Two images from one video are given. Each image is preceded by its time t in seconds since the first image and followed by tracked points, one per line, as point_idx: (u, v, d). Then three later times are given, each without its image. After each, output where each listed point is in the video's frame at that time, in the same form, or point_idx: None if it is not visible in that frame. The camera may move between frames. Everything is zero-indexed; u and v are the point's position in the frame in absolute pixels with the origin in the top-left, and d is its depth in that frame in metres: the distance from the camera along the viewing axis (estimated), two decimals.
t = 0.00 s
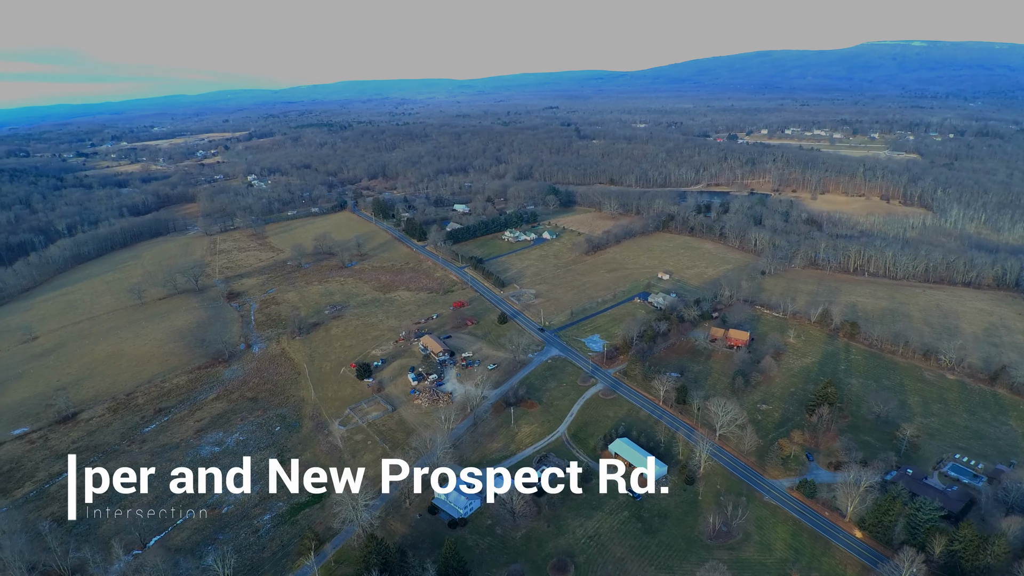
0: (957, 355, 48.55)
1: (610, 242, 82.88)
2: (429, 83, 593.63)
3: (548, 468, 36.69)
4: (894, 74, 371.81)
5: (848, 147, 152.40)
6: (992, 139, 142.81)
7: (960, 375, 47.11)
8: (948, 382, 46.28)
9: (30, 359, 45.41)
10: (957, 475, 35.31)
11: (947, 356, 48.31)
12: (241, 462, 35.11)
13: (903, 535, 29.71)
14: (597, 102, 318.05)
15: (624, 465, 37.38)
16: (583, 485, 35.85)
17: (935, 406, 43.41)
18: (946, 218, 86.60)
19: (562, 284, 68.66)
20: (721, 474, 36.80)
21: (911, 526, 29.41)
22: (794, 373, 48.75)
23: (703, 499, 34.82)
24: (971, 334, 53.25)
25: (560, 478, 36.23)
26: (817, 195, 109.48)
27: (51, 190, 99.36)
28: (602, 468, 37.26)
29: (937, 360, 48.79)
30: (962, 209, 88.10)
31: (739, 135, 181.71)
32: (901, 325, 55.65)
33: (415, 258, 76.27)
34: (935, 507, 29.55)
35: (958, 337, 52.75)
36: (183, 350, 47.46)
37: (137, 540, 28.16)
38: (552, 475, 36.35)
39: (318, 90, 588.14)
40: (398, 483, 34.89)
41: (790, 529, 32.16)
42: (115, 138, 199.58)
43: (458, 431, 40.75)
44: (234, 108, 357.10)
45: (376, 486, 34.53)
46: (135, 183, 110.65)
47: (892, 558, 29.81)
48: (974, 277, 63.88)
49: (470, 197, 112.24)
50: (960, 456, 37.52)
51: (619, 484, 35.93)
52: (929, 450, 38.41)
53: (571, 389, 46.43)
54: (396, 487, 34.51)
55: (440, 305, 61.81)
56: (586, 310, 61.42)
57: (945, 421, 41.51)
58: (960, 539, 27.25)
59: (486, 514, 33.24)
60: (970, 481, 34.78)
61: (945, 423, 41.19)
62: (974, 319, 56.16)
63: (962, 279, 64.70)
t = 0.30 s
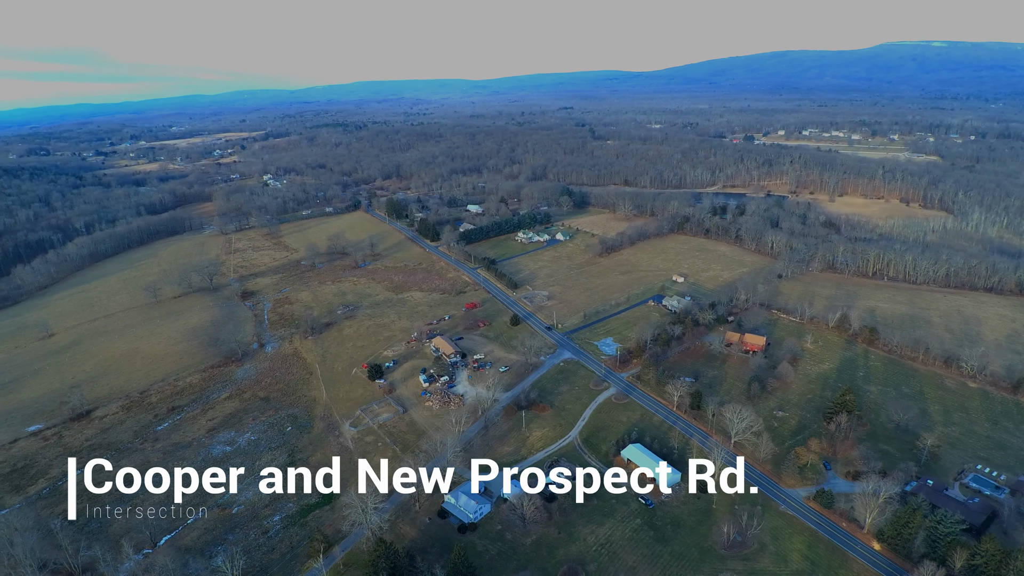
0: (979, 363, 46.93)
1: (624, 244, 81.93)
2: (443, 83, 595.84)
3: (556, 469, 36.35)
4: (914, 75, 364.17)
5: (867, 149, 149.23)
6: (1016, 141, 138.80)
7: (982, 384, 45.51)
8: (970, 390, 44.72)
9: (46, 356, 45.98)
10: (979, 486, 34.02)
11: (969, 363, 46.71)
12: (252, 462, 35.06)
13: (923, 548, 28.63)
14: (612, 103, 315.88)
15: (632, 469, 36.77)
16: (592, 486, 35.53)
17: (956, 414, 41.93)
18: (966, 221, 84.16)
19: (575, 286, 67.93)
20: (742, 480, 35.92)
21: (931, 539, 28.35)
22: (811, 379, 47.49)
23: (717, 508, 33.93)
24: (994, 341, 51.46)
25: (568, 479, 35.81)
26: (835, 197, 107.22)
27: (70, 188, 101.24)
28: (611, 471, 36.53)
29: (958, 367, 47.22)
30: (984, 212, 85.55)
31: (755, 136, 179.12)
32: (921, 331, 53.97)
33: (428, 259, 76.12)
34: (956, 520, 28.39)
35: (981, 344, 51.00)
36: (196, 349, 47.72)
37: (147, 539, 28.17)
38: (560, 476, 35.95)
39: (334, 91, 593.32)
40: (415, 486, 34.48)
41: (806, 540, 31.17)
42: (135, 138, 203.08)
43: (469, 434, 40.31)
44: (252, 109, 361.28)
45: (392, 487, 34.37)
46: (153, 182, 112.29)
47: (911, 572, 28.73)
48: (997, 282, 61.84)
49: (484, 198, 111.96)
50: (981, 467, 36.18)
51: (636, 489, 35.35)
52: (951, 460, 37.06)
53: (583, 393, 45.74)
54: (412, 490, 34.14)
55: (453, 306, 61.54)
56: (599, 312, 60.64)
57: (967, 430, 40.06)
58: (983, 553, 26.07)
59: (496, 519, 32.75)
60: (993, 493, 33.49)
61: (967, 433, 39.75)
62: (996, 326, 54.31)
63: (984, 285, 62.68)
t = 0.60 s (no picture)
0: (1002, 370, 45.34)
1: (638, 246, 80.95)
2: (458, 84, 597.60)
3: (556, 469, 36.49)
4: (935, 75, 356.09)
5: (886, 151, 145.96)
6: None
7: (1006, 393, 43.87)
8: (992, 400, 43.14)
9: (63, 353, 46.57)
10: (1002, 498, 32.68)
11: (992, 371, 45.11)
12: (263, 462, 35.06)
13: (944, 561, 27.66)
14: (627, 103, 313.56)
15: (632, 470, 36.82)
16: (592, 486, 35.36)
17: (978, 424, 40.45)
18: (989, 225, 81.63)
19: (589, 288, 67.22)
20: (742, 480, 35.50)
21: (953, 553, 27.48)
22: (829, 386, 46.21)
23: (732, 517, 33.02)
24: (1018, 349, 49.64)
25: (568, 478, 35.82)
26: (853, 200, 104.84)
27: (89, 186, 102.99)
28: (611, 471, 36.47)
29: (980, 375, 45.62)
30: (1007, 216, 82.93)
31: (772, 137, 176.33)
32: (942, 337, 52.28)
33: (442, 259, 75.99)
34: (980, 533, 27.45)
35: (1005, 352, 49.22)
36: (210, 348, 48.03)
37: (158, 538, 28.22)
38: (560, 476, 36.01)
39: (350, 91, 598.71)
40: (415, 486, 34.46)
41: (823, 551, 30.20)
42: (154, 138, 206.47)
43: (479, 437, 39.87)
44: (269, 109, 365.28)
45: (392, 487, 34.19)
46: (171, 181, 113.84)
47: None
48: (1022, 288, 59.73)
49: (497, 198, 111.61)
50: (1005, 479, 34.79)
51: (636, 489, 35.33)
52: (973, 472, 35.69)
53: (596, 397, 45.06)
54: (414, 491, 34.07)
55: (465, 307, 61.27)
56: (613, 315, 59.85)
57: (989, 440, 38.58)
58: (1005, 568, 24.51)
59: (507, 525, 32.26)
60: (1017, 506, 32.11)
61: (989, 443, 38.33)
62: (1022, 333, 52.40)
63: (1008, 291, 60.58)
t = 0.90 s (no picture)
0: None
1: (656, 248, 79.70)
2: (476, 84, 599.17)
3: (556, 469, 36.36)
4: (960, 76, 346.39)
5: (910, 153, 141.97)
6: None
7: None
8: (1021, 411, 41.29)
9: (83, 348, 47.31)
10: None
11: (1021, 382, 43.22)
12: (277, 461, 35.07)
13: None
14: (646, 104, 310.51)
15: (632, 470, 36.61)
16: (592, 486, 35.14)
17: (1006, 435, 38.72)
18: (1018, 229, 78.58)
19: (605, 290, 66.34)
20: (743, 481, 35.11)
21: (979, 570, 26.00)
22: (852, 394, 44.71)
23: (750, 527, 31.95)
24: None
25: (568, 479, 35.71)
26: (877, 203, 101.96)
27: (112, 184, 105.00)
28: (611, 472, 36.25)
29: (1008, 385, 43.77)
30: None
31: (793, 138, 172.86)
32: (969, 345, 50.31)
33: (458, 260, 75.79)
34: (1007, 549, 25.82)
35: None
36: (227, 345, 48.42)
37: (172, 535, 28.33)
38: (559, 476, 35.91)
39: (370, 91, 604.07)
40: (415, 486, 34.32)
41: (844, 565, 29.06)
42: (177, 136, 210.43)
43: (493, 440, 39.37)
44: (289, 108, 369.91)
45: (392, 487, 33.90)
46: (193, 180, 115.70)
47: None
48: None
49: (514, 199, 111.16)
50: None
51: (636, 489, 35.08)
52: (1001, 485, 34.17)
53: (612, 401, 44.25)
54: (413, 490, 33.94)
55: (481, 308, 60.90)
56: (629, 318, 58.88)
57: (1018, 453, 36.88)
58: None
59: (520, 530, 31.72)
60: None
61: (1018, 455, 36.60)
62: None
63: None
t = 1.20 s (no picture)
0: None
1: (674, 250, 78.43)
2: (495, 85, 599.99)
3: (556, 469, 36.28)
4: (987, 77, 336.47)
5: (936, 155, 137.74)
6: None
7: None
8: None
9: (104, 344, 48.10)
10: None
11: None
12: (292, 460, 35.11)
13: None
14: (665, 105, 307.19)
15: (632, 470, 36.50)
16: (592, 486, 35.02)
17: None
18: None
19: (622, 293, 65.38)
20: (743, 480, 35.16)
21: None
22: (875, 402, 43.18)
23: (769, 539, 30.88)
24: None
25: (569, 479, 35.62)
26: (902, 205, 98.89)
27: (135, 182, 107.10)
28: (611, 471, 36.05)
29: None
30: None
31: (815, 140, 169.20)
32: (998, 353, 48.32)
33: (474, 260, 75.55)
34: None
35: None
36: (245, 344, 48.79)
37: (186, 534, 28.47)
38: (559, 476, 35.80)
39: (389, 91, 609.20)
40: (416, 486, 34.12)
41: None
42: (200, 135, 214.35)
43: (508, 443, 38.88)
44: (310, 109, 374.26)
45: (392, 487, 33.69)
46: (214, 179, 117.54)
47: None
48: None
49: (532, 199, 110.63)
50: None
51: (636, 489, 34.89)
52: None
53: (628, 406, 43.45)
54: (413, 491, 33.68)
55: (496, 309, 60.52)
56: (646, 321, 57.89)
57: None
58: None
59: (533, 536, 31.15)
60: None
61: None
62: None
63: None
